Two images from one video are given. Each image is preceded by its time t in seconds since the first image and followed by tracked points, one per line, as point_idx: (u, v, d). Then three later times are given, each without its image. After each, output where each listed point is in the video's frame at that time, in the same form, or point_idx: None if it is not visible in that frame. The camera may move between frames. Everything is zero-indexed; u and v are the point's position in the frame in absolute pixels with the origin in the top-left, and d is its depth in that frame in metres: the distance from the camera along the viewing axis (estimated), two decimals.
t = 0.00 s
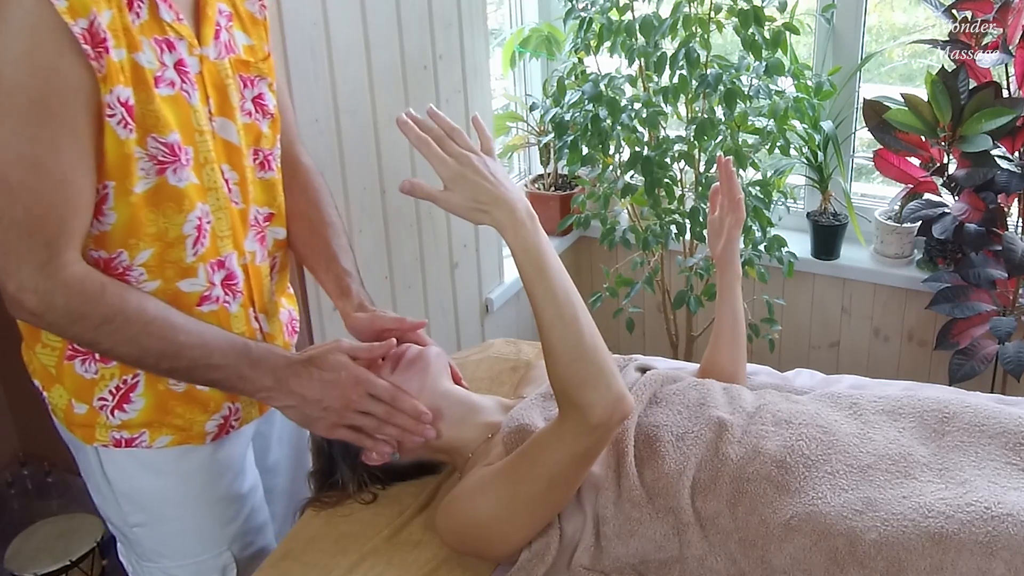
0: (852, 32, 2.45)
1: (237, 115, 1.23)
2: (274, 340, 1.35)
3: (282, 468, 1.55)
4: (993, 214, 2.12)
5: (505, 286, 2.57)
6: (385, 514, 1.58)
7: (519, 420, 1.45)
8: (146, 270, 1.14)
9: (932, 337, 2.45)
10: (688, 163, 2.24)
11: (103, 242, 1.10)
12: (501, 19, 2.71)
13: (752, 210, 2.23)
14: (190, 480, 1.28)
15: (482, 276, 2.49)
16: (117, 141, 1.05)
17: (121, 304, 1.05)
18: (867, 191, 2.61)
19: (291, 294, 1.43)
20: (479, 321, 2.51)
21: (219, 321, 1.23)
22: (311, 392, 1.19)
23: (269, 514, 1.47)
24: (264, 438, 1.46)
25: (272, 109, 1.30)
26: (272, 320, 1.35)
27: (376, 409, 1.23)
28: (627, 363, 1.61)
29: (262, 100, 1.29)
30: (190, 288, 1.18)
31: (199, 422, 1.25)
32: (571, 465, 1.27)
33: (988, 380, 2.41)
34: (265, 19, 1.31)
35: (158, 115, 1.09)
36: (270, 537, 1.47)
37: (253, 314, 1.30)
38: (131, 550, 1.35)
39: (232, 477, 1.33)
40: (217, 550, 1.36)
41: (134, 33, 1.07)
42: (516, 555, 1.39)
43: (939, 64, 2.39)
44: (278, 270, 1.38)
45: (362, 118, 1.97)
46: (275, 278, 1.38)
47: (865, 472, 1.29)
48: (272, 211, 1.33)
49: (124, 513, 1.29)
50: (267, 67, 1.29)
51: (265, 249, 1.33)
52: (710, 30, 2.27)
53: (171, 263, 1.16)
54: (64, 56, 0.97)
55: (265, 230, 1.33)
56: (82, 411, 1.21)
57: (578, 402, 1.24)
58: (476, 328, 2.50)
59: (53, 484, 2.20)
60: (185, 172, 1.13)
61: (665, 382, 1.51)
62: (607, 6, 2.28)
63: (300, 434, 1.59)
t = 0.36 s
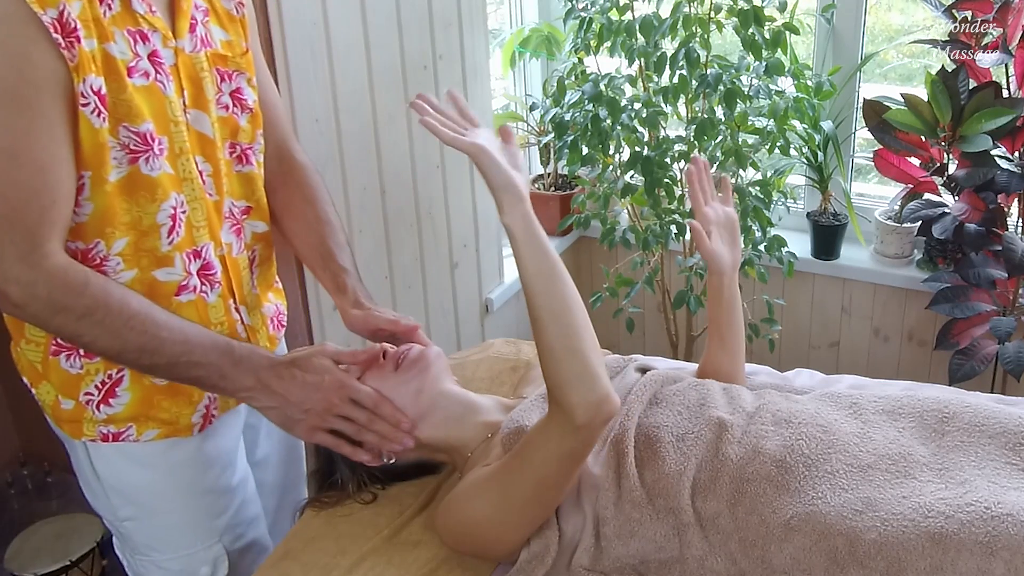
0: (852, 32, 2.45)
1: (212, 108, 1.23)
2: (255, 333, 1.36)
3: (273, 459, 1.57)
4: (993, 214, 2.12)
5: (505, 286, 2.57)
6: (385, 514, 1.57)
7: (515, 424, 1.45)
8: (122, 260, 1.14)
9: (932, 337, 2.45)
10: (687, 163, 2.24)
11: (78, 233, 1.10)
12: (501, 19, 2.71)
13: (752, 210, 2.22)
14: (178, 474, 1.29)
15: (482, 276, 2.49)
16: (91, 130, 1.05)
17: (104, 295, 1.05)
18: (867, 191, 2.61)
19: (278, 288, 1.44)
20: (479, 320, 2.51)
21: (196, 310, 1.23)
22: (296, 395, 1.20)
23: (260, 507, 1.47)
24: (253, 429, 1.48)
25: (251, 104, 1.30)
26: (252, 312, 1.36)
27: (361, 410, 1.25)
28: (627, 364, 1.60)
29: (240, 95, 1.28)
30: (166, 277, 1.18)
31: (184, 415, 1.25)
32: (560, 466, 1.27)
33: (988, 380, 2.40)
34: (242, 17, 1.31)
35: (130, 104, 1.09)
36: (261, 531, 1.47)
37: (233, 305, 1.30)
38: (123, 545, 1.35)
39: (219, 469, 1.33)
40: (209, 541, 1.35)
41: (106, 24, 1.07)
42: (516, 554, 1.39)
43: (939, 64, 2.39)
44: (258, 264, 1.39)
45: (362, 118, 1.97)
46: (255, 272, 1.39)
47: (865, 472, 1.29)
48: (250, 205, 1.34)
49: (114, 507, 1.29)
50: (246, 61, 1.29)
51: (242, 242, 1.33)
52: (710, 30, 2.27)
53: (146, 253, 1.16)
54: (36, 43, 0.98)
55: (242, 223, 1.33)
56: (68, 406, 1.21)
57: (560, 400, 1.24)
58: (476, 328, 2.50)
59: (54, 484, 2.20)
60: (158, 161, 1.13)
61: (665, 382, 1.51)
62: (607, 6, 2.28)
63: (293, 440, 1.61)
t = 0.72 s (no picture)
0: (853, 32, 2.45)
1: (214, 104, 1.23)
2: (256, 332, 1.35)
3: (275, 463, 1.56)
4: (993, 214, 2.12)
5: (505, 286, 2.57)
6: (385, 513, 1.57)
7: (519, 425, 1.44)
8: (115, 255, 1.14)
9: (932, 337, 2.45)
10: (687, 163, 2.24)
11: (70, 228, 1.10)
12: (501, 19, 2.71)
13: (752, 210, 2.22)
14: (177, 475, 1.29)
15: (482, 276, 2.49)
16: (80, 126, 1.05)
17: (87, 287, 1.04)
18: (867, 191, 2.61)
19: (280, 289, 1.44)
20: (479, 321, 2.51)
21: (191, 307, 1.23)
22: (268, 374, 1.13)
23: (261, 507, 1.47)
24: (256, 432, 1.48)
25: (249, 101, 1.30)
26: (254, 311, 1.36)
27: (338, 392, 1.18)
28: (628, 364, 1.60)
29: (240, 92, 1.28)
30: (161, 273, 1.18)
31: (183, 415, 1.25)
32: (558, 484, 1.26)
33: (988, 380, 2.40)
34: (242, 15, 1.31)
35: (125, 100, 1.09)
36: (261, 532, 1.47)
37: (233, 302, 1.30)
38: (121, 545, 1.35)
39: (219, 471, 1.33)
40: (208, 543, 1.36)
41: (103, 20, 1.07)
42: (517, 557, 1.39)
43: (939, 64, 2.39)
44: (262, 263, 1.39)
45: (362, 118, 1.97)
46: (259, 272, 1.38)
47: (865, 472, 1.29)
48: (252, 203, 1.34)
49: (113, 508, 1.30)
50: (245, 59, 1.29)
51: (245, 239, 1.33)
52: (710, 30, 2.27)
53: (141, 248, 1.15)
54: (28, 40, 0.98)
55: (245, 220, 1.33)
56: (67, 406, 1.21)
57: (566, 419, 1.22)
58: (476, 328, 2.50)
59: (53, 484, 2.20)
60: (154, 157, 1.13)
61: (665, 382, 1.50)
62: (607, 6, 2.29)
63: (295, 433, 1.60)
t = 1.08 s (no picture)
0: (852, 32, 2.45)
1: (234, 111, 1.22)
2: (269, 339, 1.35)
3: (284, 468, 1.56)
4: (993, 214, 2.12)
5: (505, 286, 2.57)
6: (385, 514, 1.57)
7: (527, 428, 1.45)
8: (136, 260, 1.14)
9: (932, 337, 2.45)
10: (688, 163, 2.24)
11: (96, 233, 1.11)
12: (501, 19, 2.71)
13: (751, 210, 2.23)
14: (184, 481, 1.28)
15: (482, 276, 2.49)
16: (108, 135, 1.05)
17: (124, 283, 1.06)
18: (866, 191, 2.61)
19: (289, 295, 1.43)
20: (479, 321, 2.51)
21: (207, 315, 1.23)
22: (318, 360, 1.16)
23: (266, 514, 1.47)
24: (263, 440, 1.46)
25: (270, 107, 1.30)
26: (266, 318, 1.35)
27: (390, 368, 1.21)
28: (629, 365, 1.59)
29: (260, 99, 1.28)
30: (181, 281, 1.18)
31: (192, 422, 1.25)
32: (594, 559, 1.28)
33: (988, 380, 2.41)
34: (263, 20, 1.31)
35: (151, 107, 1.09)
36: (266, 537, 1.47)
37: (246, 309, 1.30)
38: (126, 549, 1.36)
39: (227, 477, 1.33)
40: (214, 549, 1.37)
41: (129, 27, 1.07)
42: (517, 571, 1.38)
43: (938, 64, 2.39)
44: (275, 269, 1.38)
45: (363, 118, 1.97)
46: (272, 278, 1.37)
47: (865, 472, 1.29)
48: (268, 209, 1.33)
49: (120, 512, 1.30)
50: (266, 66, 1.29)
51: (261, 247, 1.33)
52: (710, 30, 2.27)
53: (161, 254, 1.15)
54: (57, 49, 0.99)
55: (261, 228, 1.32)
56: (76, 411, 1.21)
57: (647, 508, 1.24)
58: (476, 328, 2.50)
59: (53, 484, 2.20)
60: (178, 165, 1.13)
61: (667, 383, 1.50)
62: (607, 6, 2.28)
63: (303, 437, 1.59)
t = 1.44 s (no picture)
0: (852, 32, 2.45)
1: (245, 117, 1.23)
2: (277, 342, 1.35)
3: (285, 470, 1.56)
4: (993, 214, 2.12)
5: (506, 285, 2.57)
6: (385, 514, 1.57)
7: (532, 435, 1.46)
8: (149, 269, 1.14)
9: (932, 337, 2.45)
10: (688, 163, 2.24)
11: (110, 239, 1.11)
12: (501, 19, 2.71)
13: (751, 210, 2.22)
14: (189, 484, 1.29)
15: (482, 276, 2.49)
16: (123, 143, 1.05)
17: (134, 301, 1.06)
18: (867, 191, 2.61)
19: (292, 295, 1.44)
20: (479, 321, 2.51)
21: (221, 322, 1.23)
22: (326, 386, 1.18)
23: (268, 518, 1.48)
24: (265, 443, 1.47)
25: (279, 111, 1.30)
26: (273, 322, 1.36)
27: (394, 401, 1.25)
28: (630, 366, 1.59)
29: (270, 102, 1.28)
30: (193, 288, 1.18)
31: (198, 426, 1.25)
32: None
33: (988, 380, 2.41)
34: (273, 21, 1.32)
35: (165, 116, 1.09)
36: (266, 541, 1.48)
37: (257, 314, 1.31)
38: (127, 552, 1.36)
39: (232, 481, 1.33)
40: (216, 554, 1.37)
41: (143, 34, 1.07)
42: None
43: (938, 64, 2.39)
44: (277, 272, 1.39)
45: (362, 118, 1.97)
46: (275, 280, 1.38)
47: (866, 472, 1.29)
48: (274, 212, 1.34)
49: (123, 515, 1.30)
50: (276, 68, 1.28)
51: (268, 251, 1.33)
52: (711, 30, 2.27)
53: (175, 262, 1.16)
54: (74, 55, 0.97)
55: (269, 231, 1.33)
56: (81, 413, 1.21)
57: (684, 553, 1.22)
58: (476, 328, 2.51)
59: (53, 484, 2.20)
60: (191, 173, 1.13)
61: (668, 385, 1.50)
62: (607, 6, 2.28)
63: (302, 437, 1.59)
